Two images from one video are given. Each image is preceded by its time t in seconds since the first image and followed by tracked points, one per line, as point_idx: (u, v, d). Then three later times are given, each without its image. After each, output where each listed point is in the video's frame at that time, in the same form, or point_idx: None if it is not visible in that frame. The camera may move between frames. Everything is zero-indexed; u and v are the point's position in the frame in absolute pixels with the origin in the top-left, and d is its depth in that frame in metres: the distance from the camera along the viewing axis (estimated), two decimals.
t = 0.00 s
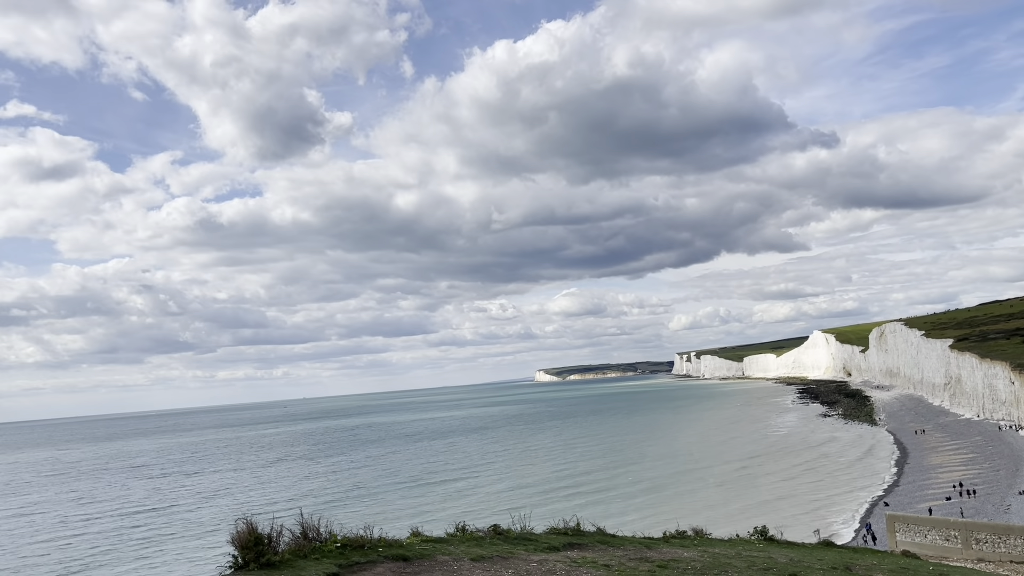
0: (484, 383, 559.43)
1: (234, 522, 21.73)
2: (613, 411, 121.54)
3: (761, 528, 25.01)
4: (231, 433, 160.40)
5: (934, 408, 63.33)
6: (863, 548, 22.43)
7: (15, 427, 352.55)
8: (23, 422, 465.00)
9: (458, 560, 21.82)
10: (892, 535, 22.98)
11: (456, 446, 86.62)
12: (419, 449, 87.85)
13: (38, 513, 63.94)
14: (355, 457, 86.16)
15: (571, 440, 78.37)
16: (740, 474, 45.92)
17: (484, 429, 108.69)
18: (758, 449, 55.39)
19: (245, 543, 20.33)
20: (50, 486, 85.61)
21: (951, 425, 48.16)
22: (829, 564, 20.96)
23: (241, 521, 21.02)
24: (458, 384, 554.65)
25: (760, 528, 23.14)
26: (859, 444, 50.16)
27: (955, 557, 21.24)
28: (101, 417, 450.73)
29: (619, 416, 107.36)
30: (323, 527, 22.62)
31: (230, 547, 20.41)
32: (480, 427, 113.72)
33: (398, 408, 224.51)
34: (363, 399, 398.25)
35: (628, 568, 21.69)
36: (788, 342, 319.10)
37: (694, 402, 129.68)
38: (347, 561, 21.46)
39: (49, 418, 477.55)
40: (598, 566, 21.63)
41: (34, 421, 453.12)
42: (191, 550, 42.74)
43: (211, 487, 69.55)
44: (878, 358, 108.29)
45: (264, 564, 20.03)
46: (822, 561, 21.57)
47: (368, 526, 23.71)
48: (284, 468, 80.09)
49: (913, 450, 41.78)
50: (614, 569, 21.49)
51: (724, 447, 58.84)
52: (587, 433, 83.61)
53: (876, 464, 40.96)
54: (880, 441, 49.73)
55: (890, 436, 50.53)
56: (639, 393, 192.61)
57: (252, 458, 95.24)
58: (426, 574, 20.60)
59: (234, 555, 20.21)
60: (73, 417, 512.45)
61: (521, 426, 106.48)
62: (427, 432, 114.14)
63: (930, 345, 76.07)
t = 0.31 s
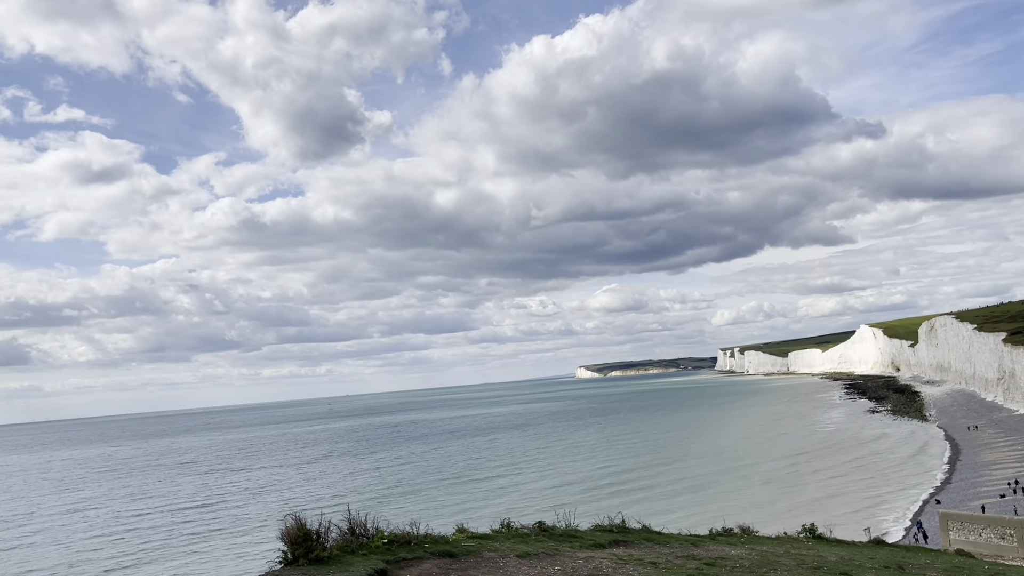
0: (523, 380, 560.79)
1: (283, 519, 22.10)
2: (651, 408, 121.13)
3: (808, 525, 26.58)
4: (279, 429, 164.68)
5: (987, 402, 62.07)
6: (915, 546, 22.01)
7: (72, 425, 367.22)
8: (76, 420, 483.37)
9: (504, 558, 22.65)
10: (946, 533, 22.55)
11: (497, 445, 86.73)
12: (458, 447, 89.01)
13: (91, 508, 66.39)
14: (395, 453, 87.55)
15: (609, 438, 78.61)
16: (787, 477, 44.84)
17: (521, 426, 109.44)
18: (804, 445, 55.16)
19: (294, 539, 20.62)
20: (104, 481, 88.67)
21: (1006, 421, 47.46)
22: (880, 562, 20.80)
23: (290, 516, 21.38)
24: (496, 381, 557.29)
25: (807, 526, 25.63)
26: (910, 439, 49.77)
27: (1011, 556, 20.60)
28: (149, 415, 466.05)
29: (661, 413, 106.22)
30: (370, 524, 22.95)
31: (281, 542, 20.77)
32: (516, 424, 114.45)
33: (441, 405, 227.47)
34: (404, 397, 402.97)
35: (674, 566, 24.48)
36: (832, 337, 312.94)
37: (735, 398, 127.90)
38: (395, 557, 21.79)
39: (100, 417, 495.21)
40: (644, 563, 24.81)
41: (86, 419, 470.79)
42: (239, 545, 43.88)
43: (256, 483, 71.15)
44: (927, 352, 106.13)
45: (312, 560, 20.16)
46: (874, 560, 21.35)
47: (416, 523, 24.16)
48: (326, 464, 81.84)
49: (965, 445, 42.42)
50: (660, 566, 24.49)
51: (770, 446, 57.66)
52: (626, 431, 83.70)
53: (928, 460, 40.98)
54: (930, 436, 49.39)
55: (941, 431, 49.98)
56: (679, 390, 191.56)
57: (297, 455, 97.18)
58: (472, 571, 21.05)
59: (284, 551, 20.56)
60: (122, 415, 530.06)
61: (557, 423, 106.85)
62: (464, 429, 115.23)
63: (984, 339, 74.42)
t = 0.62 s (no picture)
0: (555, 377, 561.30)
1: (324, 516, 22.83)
2: (685, 405, 120.14)
3: (850, 522, 26.51)
4: (316, 426, 168.21)
5: None
6: (962, 546, 21.54)
7: (122, 422, 380.99)
8: (126, 417, 501.34)
9: (544, 554, 23.21)
10: (992, 532, 21.98)
11: (531, 442, 87.09)
12: (491, 444, 89.78)
13: (138, 503, 69.04)
14: (430, 451, 88.75)
15: (644, 435, 78.32)
16: (828, 475, 44.13)
17: (554, 423, 109.74)
18: (844, 442, 54.22)
19: (334, 535, 21.31)
20: (149, 478, 91.75)
21: None
22: (926, 561, 20.49)
23: (331, 513, 22.10)
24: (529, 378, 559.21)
25: (849, 522, 25.94)
26: (955, 436, 48.60)
27: None
28: (194, 412, 480.74)
29: (697, 410, 105.04)
30: (408, 520, 23.55)
31: (323, 537, 21.53)
32: (549, 421, 114.74)
33: (474, 402, 229.21)
34: (440, 394, 406.67)
35: (714, 564, 24.59)
36: (873, 333, 305.32)
37: (772, 394, 125.80)
38: (435, 553, 22.33)
39: (148, 414, 512.64)
40: (684, 561, 25.08)
41: (135, 416, 487.96)
42: (279, 541, 45.20)
43: (295, 480, 72.89)
44: (971, 348, 103.05)
45: (353, 556, 20.88)
46: (919, 559, 21.06)
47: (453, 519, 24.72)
48: (363, 461, 83.56)
49: (1010, 444, 41.57)
50: (700, 564, 24.70)
51: (811, 443, 56.70)
52: (660, 428, 83.24)
53: (975, 458, 40.03)
54: (976, 432, 48.29)
55: (987, 428, 48.79)
56: (714, 387, 189.24)
57: (334, 452, 99.14)
58: (510, 567, 21.56)
59: (325, 546, 21.29)
60: (169, 413, 547.66)
61: (591, 420, 106.64)
62: (497, 427, 115.94)
63: None
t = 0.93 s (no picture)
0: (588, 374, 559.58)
1: (363, 512, 23.61)
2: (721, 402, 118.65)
3: (892, 521, 26.21)
4: (352, 424, 171.27)
5: None
6: (1010, 546, 21.14)
7: (169, 419, 393.53)
8: (172, 414, 517.93)
9: (580, 551, 23.60)
10: None
11: (567, 439, 87.35)
12: (525, 441, 90.39)
13: (184, 499, 71.54)
14: (464, 448, 89.81)
15: (678, 433, 77.90)
16: (870, 474, 43.31)
17: (587, 421, 109.75)
18: (886, 440, 53.14)
19: (373, 530, 22.08)
20: (193, 474, 94.86)
21: None
22: (972, 560, 20.18)
23: (370, 509, 22.87)
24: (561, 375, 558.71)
25: (891, 522, 25.66)
26: (1004, 434, 47.21)
27: None
28: (236, 410, 493.76)
29: (734, 407, 103.66)
30: (445, 517, 24.20)
31: (361, 533, 22.31)
32: (582, 419, 114.82)
33: (505, 399, 229.96)
34: (472, 391, 409.31)
35: (754, 562, 24.50)
36: (915, 328, 295.88)
37: (811, 391, 123.43)
38: (472, 549, 22.93)
39: (193, 411, 528.11)
40: (723, 558, 25.08)
41: (180, 414, 503.50)
42: (319, 537, 46.50)
43: (334, 477, 74.56)
44: (1016, 343, 99.54)
45: (391, 551, 21.64)
46: (964, 558, 20.73)
47: (490, 516, 25.27)
48: (399, 458, 85.09)
49: None
50: (738, 562, 24.69)
51: (852, 441, 55.64)
52: (695, 425, 82.63)
53: None
54: None
55: None
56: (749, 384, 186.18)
57: (371, 449, 101.00)
58: (547, 564, 22.02)
59: (364, 542, 22.09)
60: (212, 411, 563.22)
61: (625, 418, 106.32)
62: (530, 424, 116.47)
63: None
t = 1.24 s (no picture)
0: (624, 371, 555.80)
1: (402, 508, 24.30)
2: (762, 400, 116.62)
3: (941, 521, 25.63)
4: (390, 420, 173.98)
5: None
6: None
7: (213, 416, 405.95)
8: (217, 411, 534.19)
9: (619, 549, 23.84)
10: None
11: (604, 437, 87.23)
12: (562, 439, 90.56)
13: (231, 494, 74.03)
14: (501, 445, 90.53)
15: (718, 431, 77.02)
16: (920, 473, 42.20)
17: (624, 419, 109.17)
18: (934, 438, 51.61)
19: (412, 527, 22.77)
20: (238, 470, 97.93)
21: None
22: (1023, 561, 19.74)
23: (409, 506, 23.54)
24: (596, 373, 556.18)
25: (940, 522, 25.10)
26: None
27: None
28: (278, 407, 505.18)
29: (776, 404, 101.69)
30: (482, 515, 24.72)
31: (401, 529, 22.99)
32: (619, 417, 114.33)
33: (539, 397, 229.96)
34: (506, 388, 410.51)
35: (796, 562, 24.33)
36: (964, 324, 284.78)
37: (854, 389, 120.24)
38: (510, 546, 23.41)
39: (236, 408, 544.04)
40: (764, 558, 24.96)
41: (224, 411, 518.69)
42: (361, 533, 47.67)
43: (373, 474, 76.12)
44: None
45: (430, 548, 22.28)
46: (1015, 559, 20.25)
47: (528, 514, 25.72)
48: (438, 455, 86.29)
49: None
50: (780, 561, 24.54)
51: (899, 439, 54.20)
52: (735, 423, 81.52)
53: None
54: None
55: None
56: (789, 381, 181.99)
57: (410, 446, 102.49)
58: (586, 562, 22.34)
59: (403, 538, 22.77)
60: (255, 407, 578.97)
61: (663, 416, 105.40)
62: (567, 422, 116.49)
63: None
